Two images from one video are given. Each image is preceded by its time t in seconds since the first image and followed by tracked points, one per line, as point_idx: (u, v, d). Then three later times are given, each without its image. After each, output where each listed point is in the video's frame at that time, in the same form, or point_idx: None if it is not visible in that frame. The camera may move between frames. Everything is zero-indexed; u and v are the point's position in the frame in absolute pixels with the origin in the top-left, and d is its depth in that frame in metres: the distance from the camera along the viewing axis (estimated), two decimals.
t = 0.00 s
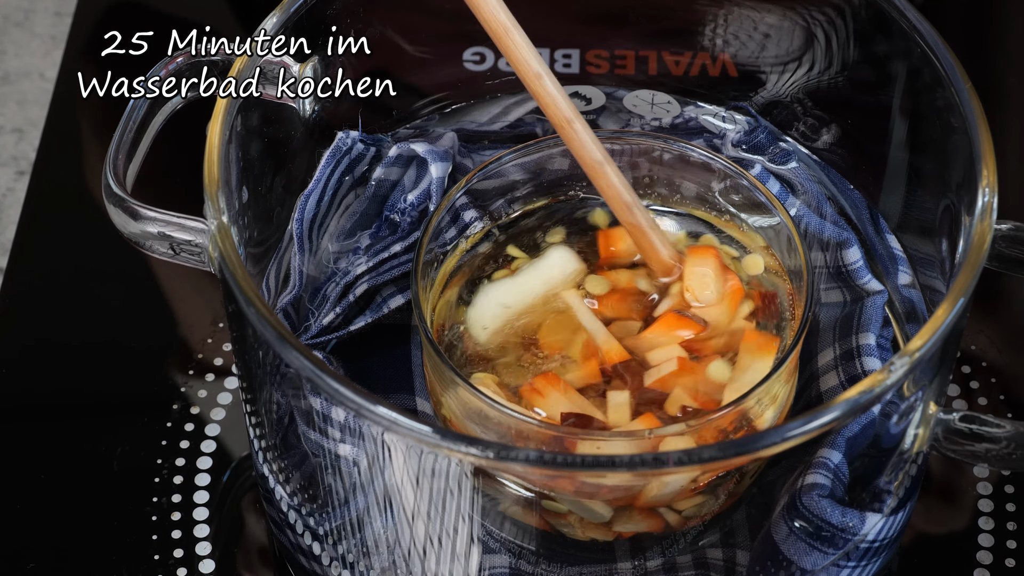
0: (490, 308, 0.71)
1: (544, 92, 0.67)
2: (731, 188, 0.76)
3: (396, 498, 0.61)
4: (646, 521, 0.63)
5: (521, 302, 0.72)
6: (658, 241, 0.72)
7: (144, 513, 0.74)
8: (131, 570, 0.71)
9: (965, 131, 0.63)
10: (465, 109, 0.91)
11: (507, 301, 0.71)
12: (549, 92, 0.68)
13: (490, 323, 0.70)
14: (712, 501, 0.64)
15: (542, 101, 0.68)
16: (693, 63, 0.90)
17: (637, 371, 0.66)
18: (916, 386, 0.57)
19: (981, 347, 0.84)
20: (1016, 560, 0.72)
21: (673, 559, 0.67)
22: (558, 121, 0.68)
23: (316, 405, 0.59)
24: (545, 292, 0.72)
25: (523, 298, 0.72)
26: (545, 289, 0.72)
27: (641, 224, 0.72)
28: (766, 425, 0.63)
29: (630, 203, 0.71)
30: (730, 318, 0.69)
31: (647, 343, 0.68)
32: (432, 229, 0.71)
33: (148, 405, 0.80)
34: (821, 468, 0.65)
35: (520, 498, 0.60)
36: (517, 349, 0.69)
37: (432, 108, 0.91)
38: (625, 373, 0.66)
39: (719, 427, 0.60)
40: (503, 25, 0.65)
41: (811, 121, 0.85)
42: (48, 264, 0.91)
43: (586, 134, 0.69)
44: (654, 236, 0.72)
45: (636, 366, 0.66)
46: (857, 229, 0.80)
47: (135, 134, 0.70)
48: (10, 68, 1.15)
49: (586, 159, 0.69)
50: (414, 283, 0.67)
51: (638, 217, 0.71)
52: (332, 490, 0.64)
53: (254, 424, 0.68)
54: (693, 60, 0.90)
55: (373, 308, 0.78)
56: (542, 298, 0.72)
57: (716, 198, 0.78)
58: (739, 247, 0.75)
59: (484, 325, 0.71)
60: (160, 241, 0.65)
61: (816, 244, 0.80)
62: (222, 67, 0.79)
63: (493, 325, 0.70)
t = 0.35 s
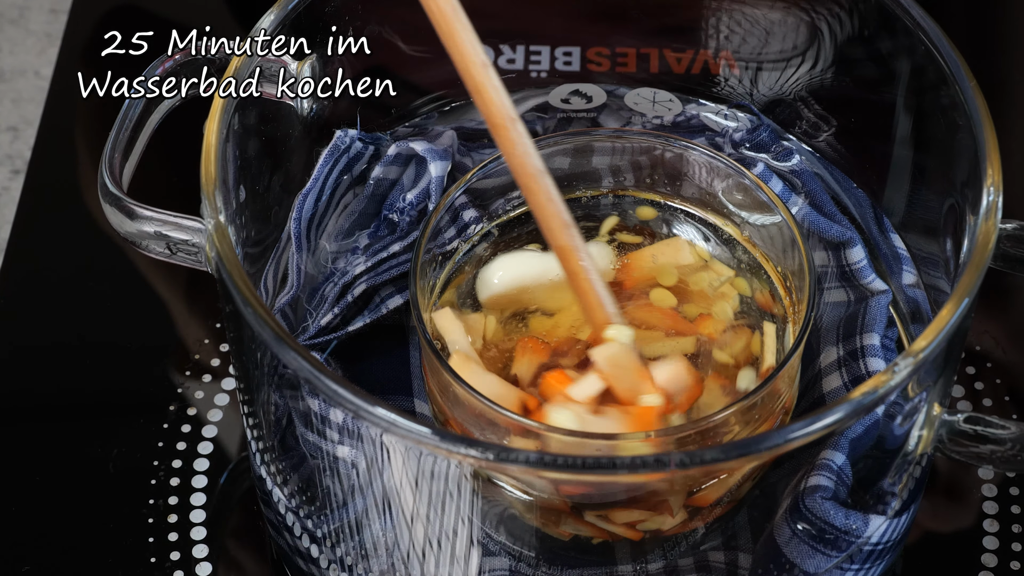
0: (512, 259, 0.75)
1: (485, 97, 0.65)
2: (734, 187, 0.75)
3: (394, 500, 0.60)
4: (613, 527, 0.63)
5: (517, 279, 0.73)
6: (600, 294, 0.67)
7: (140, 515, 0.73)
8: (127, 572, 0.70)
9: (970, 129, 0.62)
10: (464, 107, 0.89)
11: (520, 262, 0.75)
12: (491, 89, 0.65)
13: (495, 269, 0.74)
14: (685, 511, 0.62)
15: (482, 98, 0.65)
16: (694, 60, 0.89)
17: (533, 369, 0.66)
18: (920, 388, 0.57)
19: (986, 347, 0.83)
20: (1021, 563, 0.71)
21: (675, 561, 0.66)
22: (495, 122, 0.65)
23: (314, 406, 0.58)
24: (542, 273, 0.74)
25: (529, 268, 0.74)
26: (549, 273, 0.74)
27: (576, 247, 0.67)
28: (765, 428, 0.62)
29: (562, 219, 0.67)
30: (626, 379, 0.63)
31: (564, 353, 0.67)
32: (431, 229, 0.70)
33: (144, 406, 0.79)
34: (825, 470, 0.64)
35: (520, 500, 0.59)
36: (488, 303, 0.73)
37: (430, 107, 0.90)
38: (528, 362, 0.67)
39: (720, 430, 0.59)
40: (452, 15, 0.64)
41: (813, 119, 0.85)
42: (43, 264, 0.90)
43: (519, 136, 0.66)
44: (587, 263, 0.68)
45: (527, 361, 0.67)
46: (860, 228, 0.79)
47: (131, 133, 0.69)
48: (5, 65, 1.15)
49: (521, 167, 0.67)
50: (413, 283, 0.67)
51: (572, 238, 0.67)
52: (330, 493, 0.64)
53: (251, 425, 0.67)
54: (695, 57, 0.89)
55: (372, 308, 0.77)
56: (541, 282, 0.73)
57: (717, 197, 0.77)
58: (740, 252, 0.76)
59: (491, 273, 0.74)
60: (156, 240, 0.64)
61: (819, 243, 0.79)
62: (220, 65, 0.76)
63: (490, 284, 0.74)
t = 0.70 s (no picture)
0: (580, 222, 0.73)
1: (385, 111, 0.55)
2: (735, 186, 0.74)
3: (393, 502, 0.60)
4: (605, 530, 0.63)
5: (562, 243, 0.73)
6: (460, 331, 0.65)
7: (137, 518, 0.72)
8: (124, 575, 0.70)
9: (975, 128, 0.61)
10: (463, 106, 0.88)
11: (578, 229, 0.72)
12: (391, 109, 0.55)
13: (563, 217, 0.73)
14: (675, 516, 0.62)
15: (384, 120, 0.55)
16: (695, 58, 0.89)
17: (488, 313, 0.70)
18: (924, 389, 0.56)
19: (991, 347, 0.82)
20: None
21: (677, 563, 0.65)
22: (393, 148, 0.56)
23: (312, 407, 0.58)
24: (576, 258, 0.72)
25: (574, 241, 0.72)
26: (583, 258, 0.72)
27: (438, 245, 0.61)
28: (761, 433, 0.61)
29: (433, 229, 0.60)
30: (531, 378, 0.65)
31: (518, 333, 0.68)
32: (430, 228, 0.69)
33: (141, 408, 0.79)
34: (828, 472, 0.63)
35: (520, 502, 0.59)
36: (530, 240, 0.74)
37: (431, 104, 0.89)
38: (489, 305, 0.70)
39: (720, 431, 0.58)
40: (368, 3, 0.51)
41: (816, 117, 0.85)
42: (39, 264, 0.89)
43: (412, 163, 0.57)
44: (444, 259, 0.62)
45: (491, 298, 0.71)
46: (863, 227, 0.78)
47: (127, 132, 0.69)
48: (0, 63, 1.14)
49: (405, 179, 0.58)
50: (411, 284, 0.66)
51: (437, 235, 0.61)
52: (328, 495, 0.63)
53: (248, 427, 0.67)
54: (698, 55, 0.89)
55: (371, 309, 0.77)
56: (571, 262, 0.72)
57: (719, 195, 0.76)
58: (746, 247, 0.73)
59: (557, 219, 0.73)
60: (153, 240, 0.63)
61: (821, 242, 0.78)
62: (217, 63, 0.75)
63: (549, 230, 0.73)
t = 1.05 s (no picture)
0: (618, 223, 0.71)
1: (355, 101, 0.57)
2: (738, 184, 0.74)
3: (392, 504, 0.59)
4: (566, 528, 0.61)
5: (617, 247, 0.71)
6: (500, 286, 0.64)
7: (133, 520, 0.72)
8: None
9: (979, 126, 0.61)
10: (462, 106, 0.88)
11: (622, 233, 0.71)
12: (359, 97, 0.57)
13: (603, 222, 0.72)
14: (643, 524, 0.61)
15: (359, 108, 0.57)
16: (697, 56, 0.88)
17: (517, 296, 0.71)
18: (928, 390, 0.55)
19: (995, 347, 0.82)
20: None
21: (678, 565, 0.65)
22: (375, 130, 0.58)
23: (310, 408, 0.57)
24: (630, 252, 0.71)
25: (622, 245, 0.71)
26: (637, 251, 0.71)
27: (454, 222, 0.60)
28: (779, 428, 0.62)
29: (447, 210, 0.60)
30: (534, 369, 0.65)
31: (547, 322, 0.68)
32: (432, 228, 0.69)
33: (137, 409, 0.78)
34: (831, 473, 0.64)
35: (524, 501, 0.58)
36: (576, 248, 0.73)
37: (431, 102, 0.89)
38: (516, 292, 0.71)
39: (723, 431, 0.58)
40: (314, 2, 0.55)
41: (820, 116, 0.85)
42: (35, 264, 0.89)
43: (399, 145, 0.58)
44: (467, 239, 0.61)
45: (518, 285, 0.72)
46: (867, 227, 0.78)
47: (124, 130, 0.68)
48: None
49: (401, 166, 0.59)
50: (415, 282, 0.65)
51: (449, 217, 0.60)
52: (327, 496, 0.62)
53: (246, 428, 0.66)
54: (698, 54, 0.88)
55: (368, 309, 0.76)
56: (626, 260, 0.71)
57: (721, 194, 0.75)
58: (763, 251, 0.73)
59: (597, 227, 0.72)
60: (150, 239, 0.62)
61: (826, 242, 0.77)
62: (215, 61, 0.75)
63: (593, 239, 0.72)
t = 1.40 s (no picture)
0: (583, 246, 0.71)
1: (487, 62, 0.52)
2: (740, 184, 0.73)
3: (391, 507, 0.58)
4: (564, 531, 0.61)
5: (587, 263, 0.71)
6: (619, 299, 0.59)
7: (129, 522, 0.71)
8: None
9: (984, 125, 0.60)
10: (460, 104, 0.88)
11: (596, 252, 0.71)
12: (499, 63, 0.52)
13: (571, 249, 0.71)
14: (633, 526, 0.60)
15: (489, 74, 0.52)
16: (700, 53, 0.88)
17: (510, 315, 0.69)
18: (932, 391, 0.55)
19: (1000, 348, 0.81)
20: None
21: (681, 569, 0.64)
22: (501, 97, 0.53)
23: (308, 410, 0.56)
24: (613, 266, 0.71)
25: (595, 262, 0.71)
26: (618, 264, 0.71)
27: (578, 224, 0.58)
28: (784, 429, 0.61)
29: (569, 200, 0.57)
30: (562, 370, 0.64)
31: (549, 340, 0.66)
32: (432, 227, 0.68)
33: (133, 410, 0.77)
34: (833, 475, 0.62)
35: (524, 506, 0.58)
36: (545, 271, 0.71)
37: (430, 99, 0.89)
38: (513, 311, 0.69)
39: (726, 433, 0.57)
40: None
41: (823, 114, 0.83)
42: (31, 264, 0.88)
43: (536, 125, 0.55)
44: (590, 244, 0.58)
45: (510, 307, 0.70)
46: (871, 227, 0.77)
47: (119, 128, 0.67)
48: None
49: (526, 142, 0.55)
50: (415, 281, 0.65)
51: (575, 215, 0.58)
52: (325, 499, 0.62)
53: (243, 429, 0.65)
54: (701, 51, 0.88)
55: (368, 310, 0.75)
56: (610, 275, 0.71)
57: (722, 194, 0.75)
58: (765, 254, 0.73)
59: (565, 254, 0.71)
60: (145, 239, 0.62)
61: (829, 242, 0.77)
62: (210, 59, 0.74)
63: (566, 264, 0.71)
